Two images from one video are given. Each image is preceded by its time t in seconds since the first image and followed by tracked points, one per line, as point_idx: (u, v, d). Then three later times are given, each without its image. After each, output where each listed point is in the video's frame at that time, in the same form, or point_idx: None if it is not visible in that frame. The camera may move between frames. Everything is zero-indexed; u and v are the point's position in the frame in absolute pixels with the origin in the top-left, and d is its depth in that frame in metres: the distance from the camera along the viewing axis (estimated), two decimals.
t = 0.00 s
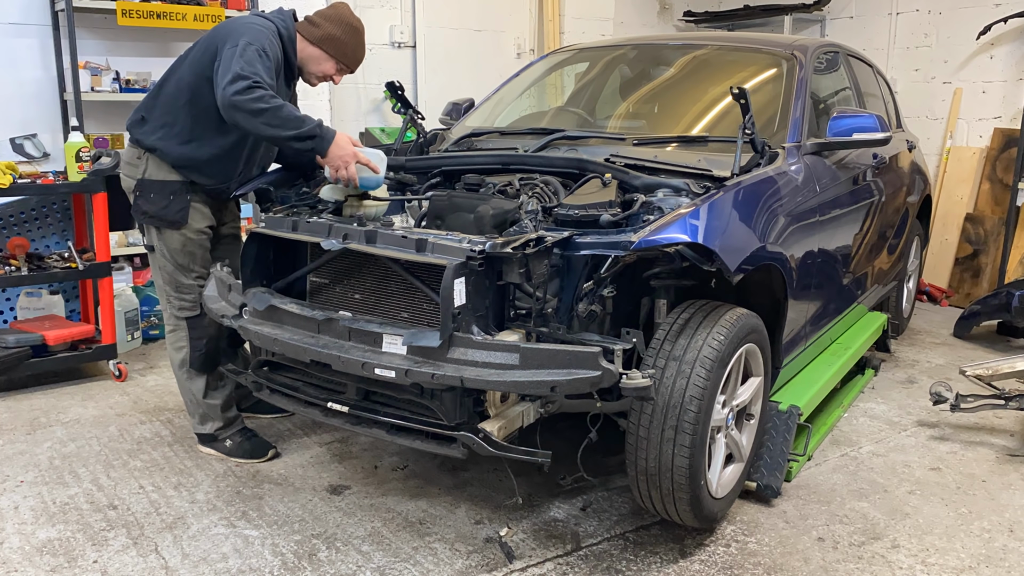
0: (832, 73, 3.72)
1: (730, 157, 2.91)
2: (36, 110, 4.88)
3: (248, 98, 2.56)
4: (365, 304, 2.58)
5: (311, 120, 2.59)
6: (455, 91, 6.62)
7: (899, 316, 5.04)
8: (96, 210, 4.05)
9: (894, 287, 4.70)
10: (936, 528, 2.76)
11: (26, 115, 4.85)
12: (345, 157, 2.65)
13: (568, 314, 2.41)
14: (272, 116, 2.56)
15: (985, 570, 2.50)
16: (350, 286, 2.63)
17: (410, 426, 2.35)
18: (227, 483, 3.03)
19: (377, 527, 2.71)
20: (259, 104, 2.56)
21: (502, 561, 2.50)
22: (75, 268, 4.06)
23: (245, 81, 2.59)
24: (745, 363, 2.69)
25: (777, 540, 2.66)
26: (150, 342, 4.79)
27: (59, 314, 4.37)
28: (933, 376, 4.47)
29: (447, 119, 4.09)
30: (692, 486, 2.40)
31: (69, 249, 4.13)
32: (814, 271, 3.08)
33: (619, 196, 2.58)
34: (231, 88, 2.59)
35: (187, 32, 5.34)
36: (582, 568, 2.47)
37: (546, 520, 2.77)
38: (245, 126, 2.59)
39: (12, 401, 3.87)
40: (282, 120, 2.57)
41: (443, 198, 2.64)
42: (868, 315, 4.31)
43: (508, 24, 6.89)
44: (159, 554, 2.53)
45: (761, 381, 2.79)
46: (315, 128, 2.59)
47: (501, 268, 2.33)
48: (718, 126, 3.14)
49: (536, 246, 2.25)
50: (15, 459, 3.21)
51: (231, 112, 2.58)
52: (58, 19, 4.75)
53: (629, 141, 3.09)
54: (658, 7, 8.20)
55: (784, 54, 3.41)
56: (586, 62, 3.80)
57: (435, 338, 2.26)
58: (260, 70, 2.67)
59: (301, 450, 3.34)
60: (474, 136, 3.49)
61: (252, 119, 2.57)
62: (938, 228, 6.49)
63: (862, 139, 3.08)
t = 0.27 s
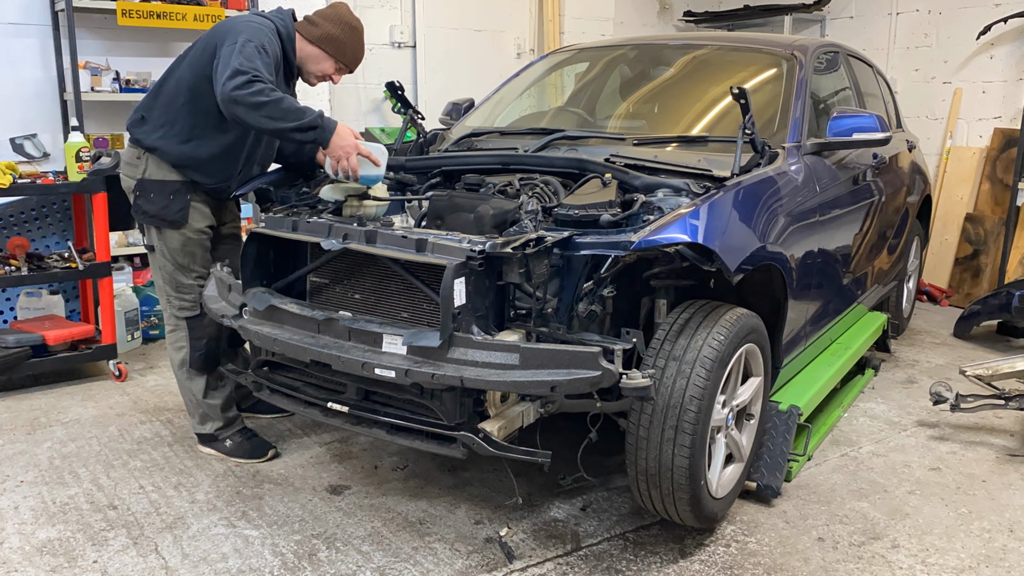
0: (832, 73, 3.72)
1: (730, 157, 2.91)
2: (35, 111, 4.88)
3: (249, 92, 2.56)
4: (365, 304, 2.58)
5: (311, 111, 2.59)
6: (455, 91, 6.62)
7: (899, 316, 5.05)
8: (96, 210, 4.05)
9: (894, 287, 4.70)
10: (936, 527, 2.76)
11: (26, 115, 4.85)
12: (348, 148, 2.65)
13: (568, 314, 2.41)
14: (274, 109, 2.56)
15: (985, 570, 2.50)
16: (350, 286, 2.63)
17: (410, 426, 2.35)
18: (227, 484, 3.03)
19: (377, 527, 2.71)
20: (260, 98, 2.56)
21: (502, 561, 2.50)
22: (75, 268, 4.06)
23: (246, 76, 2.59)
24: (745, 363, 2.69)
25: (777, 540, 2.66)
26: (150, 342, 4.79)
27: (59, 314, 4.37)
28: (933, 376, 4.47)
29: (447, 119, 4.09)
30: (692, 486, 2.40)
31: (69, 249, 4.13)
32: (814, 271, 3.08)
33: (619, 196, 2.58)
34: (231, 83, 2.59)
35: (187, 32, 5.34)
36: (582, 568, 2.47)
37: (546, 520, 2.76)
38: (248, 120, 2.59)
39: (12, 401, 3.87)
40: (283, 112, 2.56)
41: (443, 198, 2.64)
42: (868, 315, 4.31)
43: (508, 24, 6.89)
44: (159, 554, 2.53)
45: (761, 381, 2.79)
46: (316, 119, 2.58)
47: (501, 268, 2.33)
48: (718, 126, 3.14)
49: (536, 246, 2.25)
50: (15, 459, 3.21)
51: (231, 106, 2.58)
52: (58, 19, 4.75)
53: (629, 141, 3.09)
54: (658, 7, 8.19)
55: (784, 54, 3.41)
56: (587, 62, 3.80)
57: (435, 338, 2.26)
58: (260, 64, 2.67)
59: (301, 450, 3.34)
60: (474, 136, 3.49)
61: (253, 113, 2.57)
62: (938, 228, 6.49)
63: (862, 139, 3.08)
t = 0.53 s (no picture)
0: (832, 73, 3.72)
1: (730, 157, 2.91)
2: (35, 111, 4.88)
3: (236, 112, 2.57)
4: (365, 304, 2.58)
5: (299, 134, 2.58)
6: (455, 91, 6.62)
7: (899, 316, 5.05)
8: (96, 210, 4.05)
9: (894, 287, 4.70)
10: (936, 527, 2.77)
11: (26, 115, 4.85)
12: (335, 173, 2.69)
13: (568, 314, 2.39)
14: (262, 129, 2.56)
15: (985, 570, 2.50)
16: (350, 286, 2.63)
17: (410, 426, 2.35)
18: (227, 484, 3.03)
19: (377, 527, 2.71)
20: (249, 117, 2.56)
21: (502, 561, 2.50)
22: (75, 268, 4.06)
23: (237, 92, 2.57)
24: (745, 363, 2.69)
25: (777, 540, 2.66)
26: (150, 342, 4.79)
27: (59, 314, 4.37)
28: (933, 376, 4.47)
29: (447, 119, 4.09)
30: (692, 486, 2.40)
31: (69, 249, 4.13)
32: (814, 271, 3.08)
33: (619, 196, 2.58)
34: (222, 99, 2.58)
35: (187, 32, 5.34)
36: (582, 568, 2.47)
37: (546, 520, 2.77)
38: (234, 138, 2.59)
39: (12, 401, 3.87)
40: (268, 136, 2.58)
41: (443, 198, 2.64)
42: (868, 315, 4.31)
43: (508, 24, 6.89)
44: (159, 554, 2.53)
45: (761, 381, 2.79)
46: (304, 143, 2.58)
47: (501, 268, 2.33)
48: (718, 126, 3.14)
49: (536, 246, 2.25)
50: (15, 459, 3.21)
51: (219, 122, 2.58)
52: (58, 19, 4.75)
53: (629, 141, 3.09)
54: (658, 7, 8.19)
55: (783, 54, 3.41)
56: (587, 62, 3.80)
57: (435, 338, 2.26)
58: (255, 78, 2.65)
59: (301, 450, 3.34)
60: (474, 136, 3.49)
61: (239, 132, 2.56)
62: (938, 228, 6.49)
63: (862, 139, 3.08)
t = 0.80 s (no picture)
0: (832, 73, 3.72)
1: (730, 157, 2.91)
2: (35, 110, 4.88)
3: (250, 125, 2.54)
4: (365, 304, 2.58)
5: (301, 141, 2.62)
6: (455, 91, 6.62)
7: (899, 316, 5.05)
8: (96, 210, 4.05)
9: (894, 287, 4.70)
10: (936, 527, 2.77)
11: (26, 115, 4.85)
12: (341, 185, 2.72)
13: (568, 314, 2.40)
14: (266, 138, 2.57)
15: (985, 570, 2.50)
16: (350, 286, 2.63)
17: (410, 426, 2.35)
18: (227, 484, 3.03)
19: (377, 527, 2.71)
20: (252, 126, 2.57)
21: (502, 561, 2.50)
22: (75, 268, 4.06)
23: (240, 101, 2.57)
24: (745, 363, 2.69)
25: (777, 540, 2.66)
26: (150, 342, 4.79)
27: (59, 314, 4.37)
28: (933, 376, 4.47)
29: (447, 119, 4.09)
30: (692, 486, 2.40)
31: (69, 248, 4.13)
32: (814, 271, 3.08)
33: (619, 196, 2.58)
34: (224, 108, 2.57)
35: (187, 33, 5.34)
36: (582, 568, 2.47)
37: (546, 520, 2.77)
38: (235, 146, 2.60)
39: (12, 401, 3.87)
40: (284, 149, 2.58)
41: (443, 198, 2.64)
42: (868, 315, 4.31)
43: (508, 24, 6.88)
44: (159, 554, 2.53)
45: (761, 381, 2.79)
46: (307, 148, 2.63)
47: (501, 268, 2.33)
48: (718, 126, 3.14)
49: (536, 246, 2.25)
50: (15, 459, 3.21)
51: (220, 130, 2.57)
52: (58, 19, 4.75)
53: (629, 141, 3.09)
54: (658, 7, 8.19)
55: (784, 54, 3.41)
56: (587, 62, 3.80)
57: (435, 338, 2.26)
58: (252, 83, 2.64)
59: (301, 450, 3.34)
60: (474, 136, 3.49)
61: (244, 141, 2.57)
62: (938, 228, 6.49)
63: (862, 139, 3.08)
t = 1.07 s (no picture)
0: (832, 73, 3.72)
1: (730, 157, 2.91)
2: (36, 110, 4.88)
3: (262, 103, 2.50)
4: (365, 304, 2.57)
5: (324, 125, 2.57)
6: (455, 91, 6.62)
7: (899, 316, 5.05)
8: (96, 210, 4.05)
9: (894, 287, 4.70)
10: (936, 527, 2.76)
11: (26, 115, 4.85)
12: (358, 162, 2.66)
13: (568, 314, 2.40)
14: (287, 120, 2.51)
15: (985, 570, 2.50)
16: (350, 286, 2.63)
17: (410, 426, 2.35)
18: (227, 484, 3.03)
19: (377, 527, 2.71)
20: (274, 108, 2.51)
21: (502, 561, 2.50)
22: (75, 268, 4.06)
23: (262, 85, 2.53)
24: (745, 363, 2.69)
25: (777, 540, 2.66)
26: (150, 342, 4.79)
27: (59, 314, 4.37)
28: (933, 376, 4.47)
29: (447, 119, 4.09)
30: (692, 486, 2.40)
31: (69, 248, 4.13)
32: (814, 271, 3.08)
33: (620, 196, 2.58)
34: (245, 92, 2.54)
35: (187, 32, 5.34)
36: (582, 568, 2.47)
37: (546, 520, 2.77)
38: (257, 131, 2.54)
39: (12, 401, 3.87)
40: (297, 125, 2.52)
41: (443, 198, 2.64)
42: (868, 315, 4.31)
43: (508, 25, 6.88)
44: (159, 554, 2.53)
45: (761, 381, 2.79)
46: (328, 134, 2.56)
47: (500, 268, 2.33)
48: (718, 126, 3.14)
49: (536, 246, 2.25)
50: (15, 459, 3.21)
51: (241, 115, 2.52)
52: (58, 19, 4.75)
53: (629, 141, 3.09)
54: (658, 7, 8.19)
55: (783, 54, 3.41)
56: (586, 62, 3.80)
57: (435, 338, 2.26)
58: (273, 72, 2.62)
59: (301, 450, 3.34)
60: (474, 136, 3.49)
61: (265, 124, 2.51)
62: (938, 228, 6.49)
63: (862, 139, 3.08)
